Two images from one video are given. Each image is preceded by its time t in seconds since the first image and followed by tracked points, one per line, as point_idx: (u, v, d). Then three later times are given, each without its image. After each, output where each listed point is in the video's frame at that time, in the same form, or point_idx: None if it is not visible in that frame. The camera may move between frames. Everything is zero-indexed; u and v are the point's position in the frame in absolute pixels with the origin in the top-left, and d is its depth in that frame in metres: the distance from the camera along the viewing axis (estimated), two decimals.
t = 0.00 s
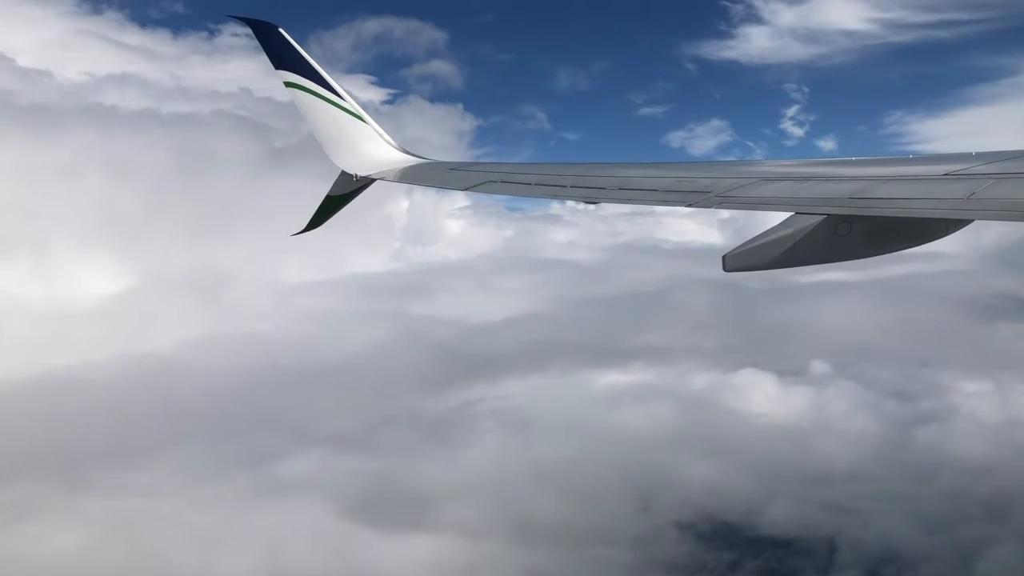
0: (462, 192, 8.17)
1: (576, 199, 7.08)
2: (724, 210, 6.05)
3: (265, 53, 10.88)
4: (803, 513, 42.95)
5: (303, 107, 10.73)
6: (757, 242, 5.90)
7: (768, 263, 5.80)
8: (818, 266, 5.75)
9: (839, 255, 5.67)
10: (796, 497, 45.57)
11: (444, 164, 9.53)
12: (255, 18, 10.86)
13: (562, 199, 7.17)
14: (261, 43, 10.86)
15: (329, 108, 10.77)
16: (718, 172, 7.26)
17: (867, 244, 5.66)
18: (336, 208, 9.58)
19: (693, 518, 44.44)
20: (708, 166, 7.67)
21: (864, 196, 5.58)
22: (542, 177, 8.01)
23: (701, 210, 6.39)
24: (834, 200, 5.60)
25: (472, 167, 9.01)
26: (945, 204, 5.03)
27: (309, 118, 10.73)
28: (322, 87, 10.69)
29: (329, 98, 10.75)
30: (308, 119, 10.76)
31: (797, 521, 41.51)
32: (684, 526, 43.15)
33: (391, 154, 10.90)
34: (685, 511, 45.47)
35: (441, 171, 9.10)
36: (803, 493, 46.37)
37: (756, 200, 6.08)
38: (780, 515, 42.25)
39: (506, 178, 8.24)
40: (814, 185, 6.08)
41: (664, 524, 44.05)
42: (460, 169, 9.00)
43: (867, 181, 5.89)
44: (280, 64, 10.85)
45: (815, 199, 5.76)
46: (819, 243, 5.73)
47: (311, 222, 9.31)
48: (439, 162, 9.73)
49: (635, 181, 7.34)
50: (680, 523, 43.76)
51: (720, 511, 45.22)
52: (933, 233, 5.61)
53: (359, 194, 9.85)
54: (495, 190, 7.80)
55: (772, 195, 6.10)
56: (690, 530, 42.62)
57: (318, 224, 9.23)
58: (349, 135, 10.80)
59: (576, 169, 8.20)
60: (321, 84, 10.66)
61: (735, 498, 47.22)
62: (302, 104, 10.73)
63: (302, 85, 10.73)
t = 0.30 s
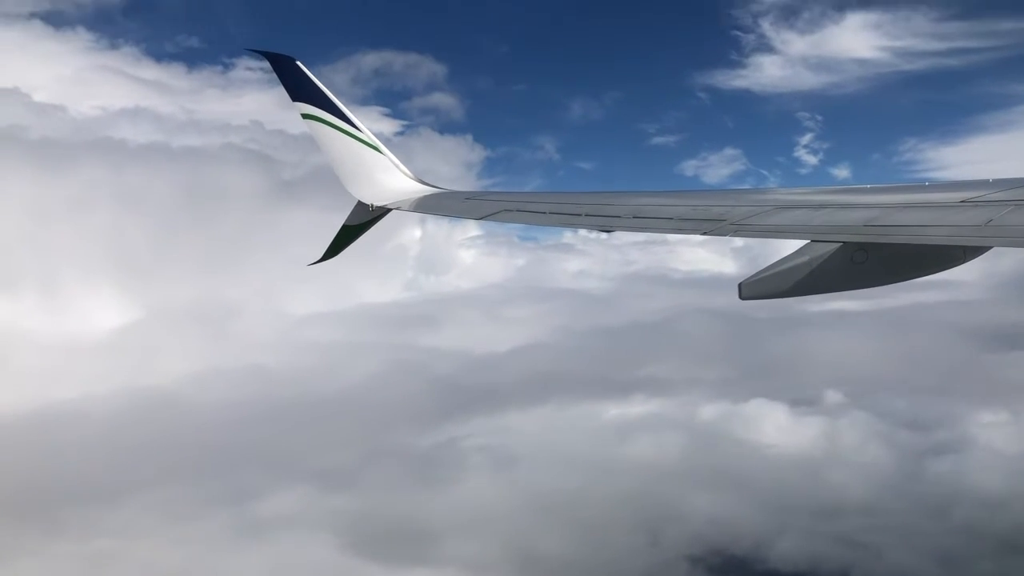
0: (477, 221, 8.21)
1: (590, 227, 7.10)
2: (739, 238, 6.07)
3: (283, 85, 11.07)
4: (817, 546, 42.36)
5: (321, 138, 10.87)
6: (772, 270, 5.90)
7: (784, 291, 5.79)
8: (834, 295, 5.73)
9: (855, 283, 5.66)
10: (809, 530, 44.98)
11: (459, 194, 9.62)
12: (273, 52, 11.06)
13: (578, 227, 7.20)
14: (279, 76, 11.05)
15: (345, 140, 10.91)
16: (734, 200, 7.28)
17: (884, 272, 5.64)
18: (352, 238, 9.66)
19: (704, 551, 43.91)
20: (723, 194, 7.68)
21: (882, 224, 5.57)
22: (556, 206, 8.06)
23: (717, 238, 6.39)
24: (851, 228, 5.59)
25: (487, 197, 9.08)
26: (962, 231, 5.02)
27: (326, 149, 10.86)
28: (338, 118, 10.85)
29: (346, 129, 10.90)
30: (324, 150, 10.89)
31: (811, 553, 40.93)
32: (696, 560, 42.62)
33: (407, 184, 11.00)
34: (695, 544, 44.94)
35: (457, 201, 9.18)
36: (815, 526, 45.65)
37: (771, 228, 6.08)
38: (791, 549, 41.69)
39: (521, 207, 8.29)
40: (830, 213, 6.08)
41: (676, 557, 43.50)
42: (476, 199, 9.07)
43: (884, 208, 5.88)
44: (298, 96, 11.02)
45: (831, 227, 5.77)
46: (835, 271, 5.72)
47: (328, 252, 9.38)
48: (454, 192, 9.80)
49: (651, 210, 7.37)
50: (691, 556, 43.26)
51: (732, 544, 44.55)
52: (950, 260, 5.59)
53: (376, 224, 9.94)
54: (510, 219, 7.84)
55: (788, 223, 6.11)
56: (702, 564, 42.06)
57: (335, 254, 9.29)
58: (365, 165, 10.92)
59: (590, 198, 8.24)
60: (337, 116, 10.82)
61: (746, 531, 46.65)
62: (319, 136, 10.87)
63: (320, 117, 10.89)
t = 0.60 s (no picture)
0: (496, 254, 8.26)
1: (609, 260, 7.11)
2: (759, 271, 6.06)
3: (305, 122, 11.25)
4: None
5: (341, 173, 11.02)
6: (792, 302, 5.87)
7: (805, 324, 5.76)
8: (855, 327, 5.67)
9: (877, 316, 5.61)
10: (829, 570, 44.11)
11: (478, 228, 9.68)
12: (296, 89, 11.26)
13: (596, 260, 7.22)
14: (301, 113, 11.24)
15: (366, 175, 11.05)
16: (753, 232, 7.27)
17: (907, 304, 5.59)
18: (372, 271, 9.74)
19: None
20: (742, 227, 7.68)
21: (903, 255, 5.53)
22: (575, 239, 8.09)
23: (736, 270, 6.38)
24: (872, 260, 5.56)
25: (506, 230, 9.14)
26: (986, 263, 4.97)
27: (346, 184, 11.00)
28: (359, 154, 11.01)
29: (366, 165, 11.04)
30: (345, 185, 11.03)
31: None
32: None
33: (426, 219, 11.09)
34: None
35: (475, 234, 9.24)
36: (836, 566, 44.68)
37: (791, 261, 6.06)
38: None
39: (540, 240, 8.33)
40: (850, 245, 6.06)
41: None
42: (494, 232, 9.13)
43: (905, 240, 5.85)
44: (319, 133, 11.19)
45: (851, 259, 5.74)
46: (856, 303, 5.67)
47: (348, 285, 9.45)
48: (473, 226, 9.87)
49: (670, 242, 7.38)
50: None
51: None
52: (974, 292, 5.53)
53: (396, 257, 10.02)
54: (529, 252, 7.88)
55: (808, 255, 6.09)
56: None
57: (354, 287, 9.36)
58: (385, 200, 11.03)
59: (609, 231, 8.27)
60: (358, 151, 10.98)
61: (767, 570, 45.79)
62: (339, 171, 11.02)
63: (340, 152, 11.05)
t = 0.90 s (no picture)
0: (512, 288, 8.29)
1: (627, 294, 7.12)
2: (777, 305, 6.05)
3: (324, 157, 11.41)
4: None
5: (359, 208, 11.13)
6: (811, 338, 5.84)
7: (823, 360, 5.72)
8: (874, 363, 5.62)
9: (898, 351, 5.55)
10: None
11: (494, 262, 9.73)
12: (315, 126, 11.45)
13: (613, 294, 7.24)
14: (320, 149, 11.41)
15: (383, 210, 11.16)
16: (771, 267, 7.27)
17: (928, 339, 5.54)
18: (389, 305, 9.78)
19: None
20: (759, 262, 7.68)
21: (923, 290, 5.51)
22: (592, 274, 8.12)
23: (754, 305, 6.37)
24: (892, 296, 5.54)
25: (522, 265, 9.18)
26: (1008, 299, 4.94)
27: (364, 218, 11.12)
28: (377, 189, 11.13)
29: (384, 200, 11.16)
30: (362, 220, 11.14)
31: None
32: None
33: (443, 253, 11.17)
34: None
35: (492, 269, 9.29)
36: None
37: (809, 296, 6.05)
38: None
39: (557, 274, 8.37)
40: (869, 280, 6.05)
41: None
42: (511, 267, 9.17)
43: (924, 275, 5.83)
44: (338, 168, 11.34)
45: (870, 294, 5.72)
46: (876, 339, 5.64)
47: (365, 319, 9.51)
48: (489, 260, 9.93)
49: (686, 277, 7.39)
50: None
51: None
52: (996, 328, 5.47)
53: (413, 291, 10.08)
54: (546, 286, 7.91)
55: (826, 290, 6.07)
56: None
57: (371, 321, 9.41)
58: (402, 234, 11.12)
59: (626, 265, 8.30)
60: (376, 187, 11.11)
61: None
62: (357, 206, 11.14)
63: (358, 187, 11.18)
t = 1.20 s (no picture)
0: (522, 319, 8.31)
1: (637, 326, 7.13)
2: (787, 339, 6.04)
3: (336, 188, 11.51)
4: None
5: (370, 239, 11.20)
6: (822, 372, 5.81)
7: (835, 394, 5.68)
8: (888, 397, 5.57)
9: (910, 385, 5.51)
10: None
11: (504, 293, 9.75)
12: (327, 157, 11.56)
13: (623, 325, 7.24)
14: (332, 180, 11.52)
15: (393, 240, 11.22)
16: (781, 300, 7.27)
17: (940, 374, 5.50)
18: (399, 336, 9.80)
19: None
20: (769, 294, 7.67)
21: (935, 324, 5.49)
22: (602, 305, 8.13)
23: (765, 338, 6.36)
24: (904, 330, 5.52)
25: (533, 296, 9.20)
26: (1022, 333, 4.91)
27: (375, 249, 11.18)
28: (387, 220, 11.22)
29: (395, 230, 11.23)
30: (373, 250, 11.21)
31: None
32: None
33: (452, 283, 11.20)
34: None
35: (502, 300, 9.31)
36: None
37: (821, 329, 6.03)
38: None
39: (566, 305, 8.38)
40: (880, 313, 6.04)
41: None
42: (520, 298, 9.20)
43: (936, 310, 5.81)
44: (349, 199, 11.43)
45: (882, 328, 5.70)
46: (888, 373, 5.60)
47: (374, 349, 9.53)
48: (499, 291, 9.95)
49: (697, 309, 7.39)
50: None
51: None
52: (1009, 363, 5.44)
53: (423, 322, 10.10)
54: (556, 317, 7.92)
55: (837, 324, 6.07)
56: None
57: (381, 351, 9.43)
58: (412, 265, 11.17)
59: (636, 297, 8.32)
60: (387, 217, 11.20)
61: None
62: (367, 236, 11.21)
63: (369, 218, 11.26)
